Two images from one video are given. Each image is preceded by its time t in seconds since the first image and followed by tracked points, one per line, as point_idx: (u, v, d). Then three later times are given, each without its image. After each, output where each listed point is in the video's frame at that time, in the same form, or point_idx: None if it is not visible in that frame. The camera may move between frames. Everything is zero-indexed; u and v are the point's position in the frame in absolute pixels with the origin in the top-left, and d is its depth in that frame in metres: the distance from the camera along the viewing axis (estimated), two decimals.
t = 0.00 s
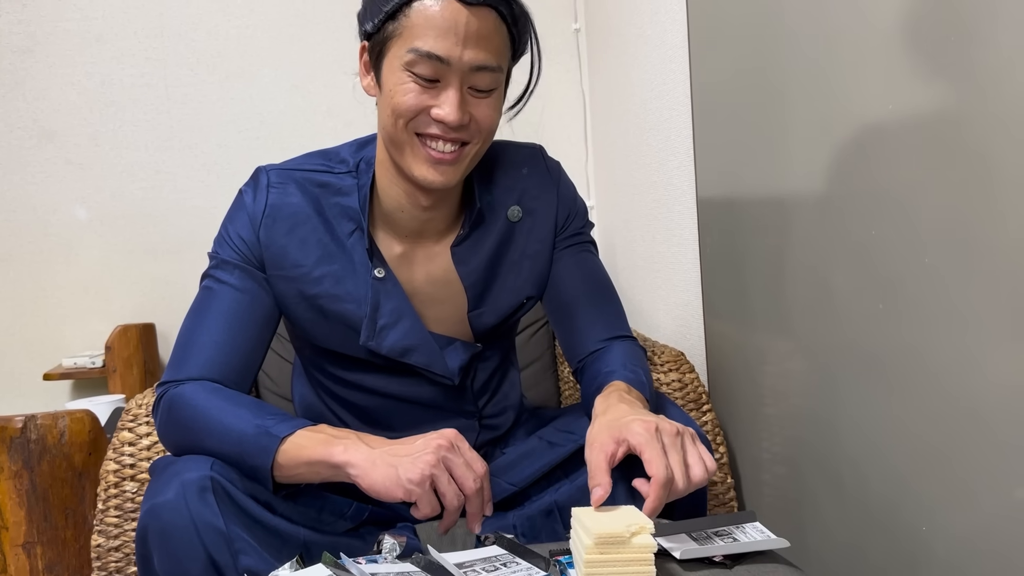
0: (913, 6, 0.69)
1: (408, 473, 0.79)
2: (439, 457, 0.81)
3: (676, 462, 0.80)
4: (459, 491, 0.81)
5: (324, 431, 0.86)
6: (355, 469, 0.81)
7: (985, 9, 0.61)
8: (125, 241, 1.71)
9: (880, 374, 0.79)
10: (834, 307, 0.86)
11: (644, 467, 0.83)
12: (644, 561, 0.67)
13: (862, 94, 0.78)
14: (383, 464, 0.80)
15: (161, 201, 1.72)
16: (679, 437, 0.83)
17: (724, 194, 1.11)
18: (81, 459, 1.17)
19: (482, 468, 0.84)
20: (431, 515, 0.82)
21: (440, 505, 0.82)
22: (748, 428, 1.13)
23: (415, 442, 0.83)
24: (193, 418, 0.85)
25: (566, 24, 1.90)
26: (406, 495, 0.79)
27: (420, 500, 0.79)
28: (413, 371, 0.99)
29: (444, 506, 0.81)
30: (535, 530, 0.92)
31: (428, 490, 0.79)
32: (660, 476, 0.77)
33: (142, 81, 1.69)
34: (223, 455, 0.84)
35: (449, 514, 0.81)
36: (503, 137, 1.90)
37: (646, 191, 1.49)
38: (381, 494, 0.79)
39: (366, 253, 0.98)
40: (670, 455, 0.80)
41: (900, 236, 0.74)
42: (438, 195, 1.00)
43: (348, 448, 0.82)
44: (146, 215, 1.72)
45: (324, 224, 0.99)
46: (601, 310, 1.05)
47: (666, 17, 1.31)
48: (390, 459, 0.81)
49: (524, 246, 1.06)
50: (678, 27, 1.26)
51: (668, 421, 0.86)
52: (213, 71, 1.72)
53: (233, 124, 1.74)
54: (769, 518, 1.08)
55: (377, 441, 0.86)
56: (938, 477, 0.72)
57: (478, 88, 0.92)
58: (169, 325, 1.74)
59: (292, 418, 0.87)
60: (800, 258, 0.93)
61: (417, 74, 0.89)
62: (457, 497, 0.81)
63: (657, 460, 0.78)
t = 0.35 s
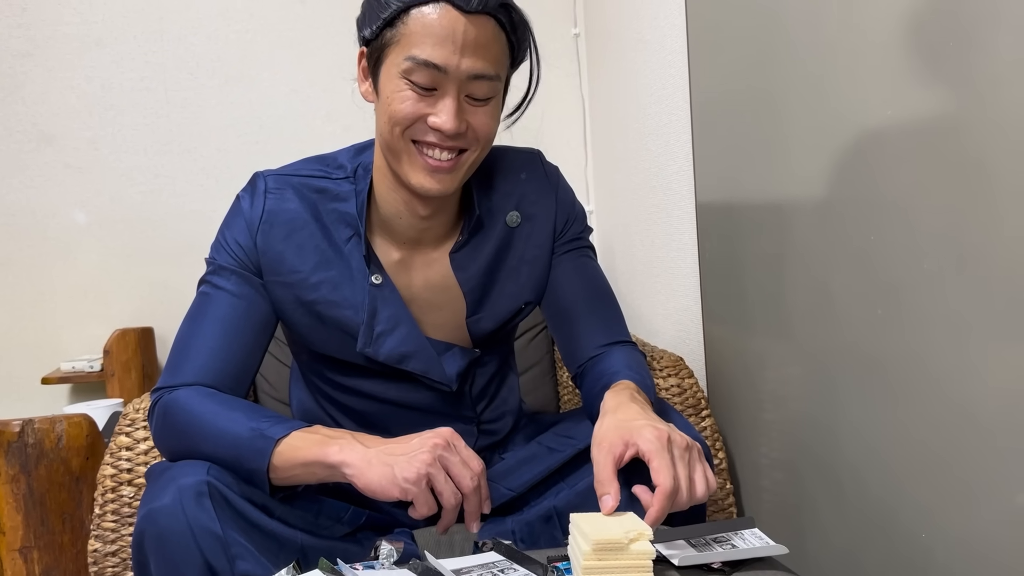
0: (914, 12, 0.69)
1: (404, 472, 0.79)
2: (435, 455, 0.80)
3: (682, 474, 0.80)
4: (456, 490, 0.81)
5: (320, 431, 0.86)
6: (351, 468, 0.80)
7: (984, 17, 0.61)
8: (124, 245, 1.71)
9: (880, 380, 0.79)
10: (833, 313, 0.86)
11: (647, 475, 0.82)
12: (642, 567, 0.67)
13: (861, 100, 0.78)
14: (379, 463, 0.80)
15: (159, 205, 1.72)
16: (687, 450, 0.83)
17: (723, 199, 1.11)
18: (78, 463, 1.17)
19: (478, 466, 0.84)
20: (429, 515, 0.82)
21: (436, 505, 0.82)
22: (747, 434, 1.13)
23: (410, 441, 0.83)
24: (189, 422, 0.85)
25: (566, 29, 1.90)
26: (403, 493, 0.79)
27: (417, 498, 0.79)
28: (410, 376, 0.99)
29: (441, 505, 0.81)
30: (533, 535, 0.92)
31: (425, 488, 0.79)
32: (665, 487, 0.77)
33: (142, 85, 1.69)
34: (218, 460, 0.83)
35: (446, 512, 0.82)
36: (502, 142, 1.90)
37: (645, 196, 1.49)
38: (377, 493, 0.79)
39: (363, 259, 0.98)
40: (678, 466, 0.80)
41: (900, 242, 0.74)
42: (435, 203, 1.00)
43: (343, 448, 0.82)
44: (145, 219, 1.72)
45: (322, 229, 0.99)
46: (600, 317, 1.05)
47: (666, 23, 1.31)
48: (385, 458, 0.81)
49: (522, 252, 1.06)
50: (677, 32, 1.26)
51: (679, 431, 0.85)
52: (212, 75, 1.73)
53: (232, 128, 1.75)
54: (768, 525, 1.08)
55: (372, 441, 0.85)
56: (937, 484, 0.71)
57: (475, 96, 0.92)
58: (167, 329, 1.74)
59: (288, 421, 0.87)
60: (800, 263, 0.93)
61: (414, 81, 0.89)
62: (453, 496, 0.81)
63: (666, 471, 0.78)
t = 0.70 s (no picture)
0: (906, 25, 0.70)
1: (396, 483, 0.79)
2: (427, 467, 0.81)
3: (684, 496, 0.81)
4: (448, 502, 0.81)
5: (316, 440, 0.86)
6: (343, 478, 0.81)
7: (974, 31, 0.62)
8: (122, 252, 1.71)
9: (874, 390, 0.79)
10: (828, 323, 0.87)
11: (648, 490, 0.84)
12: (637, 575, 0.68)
13: (855, 112, 0.79)
14: (371, 473, 0.80)
15: (158, 213, 1.72)
16: (693, 469, 0.84)
17: (718, 208, 1.12)
18: (75, 470, 1.17)
19: (472, 478, 0.84)
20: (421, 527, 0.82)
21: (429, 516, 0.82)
22: (743, 442, 1.13)
23: (403, 452, 0.83)
24: (187, 430, 0.85)
25: (564, 38, 1.92)
26: (394, 504, 0.79)
27: (408, 510, 0.79)
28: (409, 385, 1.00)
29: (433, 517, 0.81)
30: (530, 544, 0.92)
31: (416, 500, 0.79)
32: (666, 505, 0.78)
33: (140, 92, 1.70)
34: (215, 468, 0.84)
35: (439, 526, 0.81)
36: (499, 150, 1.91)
37: (642, 204, 1.50)
38: (369, 503, 0.79)
39: (366, 267, 0.98)
40: (681, 488, 0.81)
41: (893, 253, 0.74)
42: (440, 216, 1.01)
43: (337, 458, 0.82)
44: (143, 226, 1.72)
45: (323, 238, 0.99)
46: (596, 324, 1.05)
47: (663, 33, 1.32)
48: (378, 468, 0.81)
49: (519, 258, 1.07)
50: (673, 42, 1.27)
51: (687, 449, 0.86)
52: (211, 83, 1.73)
53: (231, 135, 1.75)
54: (763, 533, 1.08)
55: (366, 450, 0.86)
56: (931, 494, 0.72)
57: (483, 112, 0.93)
58: (165, 337, 1.75)
59: (284, 429, 0.87)
60: (794, 273, 0.93)
61: (423, 95, 0.90)
62: (446, 508, 0.81)
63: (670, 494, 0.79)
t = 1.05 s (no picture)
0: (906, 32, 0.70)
1: (394, 493, 0.79)
2: (426, 478, 0.80)
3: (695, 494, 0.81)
4: (445, 514, 0.81)
5: (313, 449, 0.86)
6: (341, 486, 0.80)
7: (974, 39, 0.62)
8: (121, 259, 1.71)
9: (875, 397, 0.79)
10: (828, 330, 0.87)
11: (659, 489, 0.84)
12: None
13: (856, 118, 0.79)
14: (369, 483, 0.80)
15: (157, 219, 1.72)
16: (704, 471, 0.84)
17: (718, 215, 1.12)
18: (72, 477, 1.16)
19: (471, 490, 0.84)
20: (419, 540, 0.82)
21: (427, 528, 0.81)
22: (744, 450, 1.13)
23: (402, 462, 0.83)
24: (185, 438, 0.85)
25: (564, 46, 1.92)
26: (392, 515, 0.78)
27: (406, 521, 0.78)
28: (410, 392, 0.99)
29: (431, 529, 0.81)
30: (529, 551, 0.91)
31: (414, 511, 0.79)
32: (679, 501, 0.78)
33: (141, 99, 1.70)
34: (213, 476, 0.83)
35: (437, 538, 0.81)
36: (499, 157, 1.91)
37: (642, 211, 1.50)
38: (366, 513, 0.79)
39: (366, 274, 0.98)
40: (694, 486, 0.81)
41: (894, 260, 0.74)
42: (441, 223, 1.01)
43: (335, 466, 0.81)
44: (143, 232, 1.72)
45: (324, 245, 0.99)
46: (598, 331, 1.05)
47: (663, 40, 1.32)
48: (376, 478, 0.81)
49: (522, 266, 1.06)
50: (673, 49, 1.27)
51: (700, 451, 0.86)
52: (211, 90, 1.74)
53: (231, 142, 1.75)
54: (764, 541, 1.08)
55: (364, 460, 0.85)
56: (932, 502, 0.71)
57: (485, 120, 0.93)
58: (164, 343, 1.74)
59: (282, 438, 0.87)
60: (795, 280, 0.93)
61: (426, 104, 0.90)
62: (444, 520, 0.80)
63: (684, 489, 0.79)
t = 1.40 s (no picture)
0: (907, 40, 0.70)
1: (395, 503, 0.79)
2: (427, 488, 0.80)
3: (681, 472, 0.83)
4: (447, 524, 0.80)
5: (315, 457, 0.86)
6: (342, 495, 0.80)
7: (975, 46, 0.62)
8: (123, 265, 1.71)
9: (877, 405, 0.79)
10: (830, 337, 0.87)
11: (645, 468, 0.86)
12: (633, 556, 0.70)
13: (857, 126, 0.79)
14: (370, 493, 0.80)
15: (160, 226, 1.73)
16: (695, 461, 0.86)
17: (719, 222, 1.12)
18: (73, 484, 1.16)
19: (474, 500, 0.83)
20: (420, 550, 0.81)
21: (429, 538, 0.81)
22: (746, 457, 1.12)
23: (404, 472, 0.83)
24: (186, 444, 0.84)
25: (565, 54, 1.93)
26: (393, 526, 0.78)
27: (407, 532, 0.78)
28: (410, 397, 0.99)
29: (433, 539, 0.81)
30: (530, 560, 0.91)
31: (415, 521, 0.79)
32: (659, 467, 0.80)
33: (144, 106, 1.71)
34: (214, 482, 0.83)
35: (438, 548, 0.81)
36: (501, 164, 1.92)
37: (643, 218, 1.50)
38: (367, 523, 0.79)
39: (367, 280, 0.98)
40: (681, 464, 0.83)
41: (896, 267, 0.74)
42: (442, 224, 1.01)
43: (336, 475, 0.81)
44: (145, 239, 1.72)
45: (325, 250, 0.99)
46: (599, 338, 1.05)
47: (664, 47, 1.33)
48: (378, 488, 0.80)
49: (523, 274, 1.06)
50: (675, 57, 1.28)
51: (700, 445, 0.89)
52: (214, 98, 1.74)
53: (233, 149, 1.76)
54: (766, 549, 1.07)
55: (366, 468, 0.85)
56: (936, 509, 0.71)
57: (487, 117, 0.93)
58: (165, 350, 1.74)
59: (284, 445, 0.87)
60: (796, 287, 0.93)
61: (429, 99, 0.90)
62: (445, 531, 0.80)
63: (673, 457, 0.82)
